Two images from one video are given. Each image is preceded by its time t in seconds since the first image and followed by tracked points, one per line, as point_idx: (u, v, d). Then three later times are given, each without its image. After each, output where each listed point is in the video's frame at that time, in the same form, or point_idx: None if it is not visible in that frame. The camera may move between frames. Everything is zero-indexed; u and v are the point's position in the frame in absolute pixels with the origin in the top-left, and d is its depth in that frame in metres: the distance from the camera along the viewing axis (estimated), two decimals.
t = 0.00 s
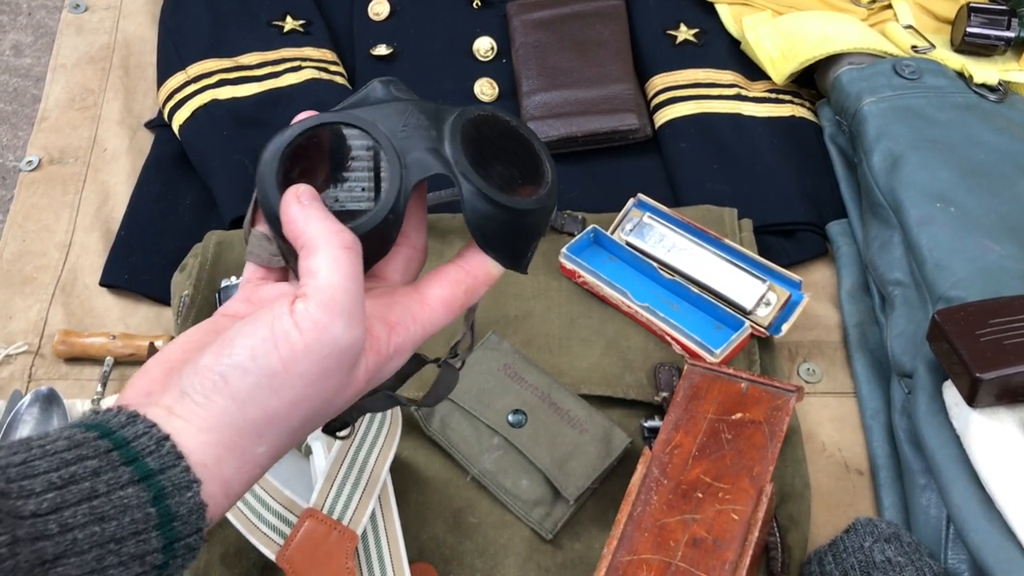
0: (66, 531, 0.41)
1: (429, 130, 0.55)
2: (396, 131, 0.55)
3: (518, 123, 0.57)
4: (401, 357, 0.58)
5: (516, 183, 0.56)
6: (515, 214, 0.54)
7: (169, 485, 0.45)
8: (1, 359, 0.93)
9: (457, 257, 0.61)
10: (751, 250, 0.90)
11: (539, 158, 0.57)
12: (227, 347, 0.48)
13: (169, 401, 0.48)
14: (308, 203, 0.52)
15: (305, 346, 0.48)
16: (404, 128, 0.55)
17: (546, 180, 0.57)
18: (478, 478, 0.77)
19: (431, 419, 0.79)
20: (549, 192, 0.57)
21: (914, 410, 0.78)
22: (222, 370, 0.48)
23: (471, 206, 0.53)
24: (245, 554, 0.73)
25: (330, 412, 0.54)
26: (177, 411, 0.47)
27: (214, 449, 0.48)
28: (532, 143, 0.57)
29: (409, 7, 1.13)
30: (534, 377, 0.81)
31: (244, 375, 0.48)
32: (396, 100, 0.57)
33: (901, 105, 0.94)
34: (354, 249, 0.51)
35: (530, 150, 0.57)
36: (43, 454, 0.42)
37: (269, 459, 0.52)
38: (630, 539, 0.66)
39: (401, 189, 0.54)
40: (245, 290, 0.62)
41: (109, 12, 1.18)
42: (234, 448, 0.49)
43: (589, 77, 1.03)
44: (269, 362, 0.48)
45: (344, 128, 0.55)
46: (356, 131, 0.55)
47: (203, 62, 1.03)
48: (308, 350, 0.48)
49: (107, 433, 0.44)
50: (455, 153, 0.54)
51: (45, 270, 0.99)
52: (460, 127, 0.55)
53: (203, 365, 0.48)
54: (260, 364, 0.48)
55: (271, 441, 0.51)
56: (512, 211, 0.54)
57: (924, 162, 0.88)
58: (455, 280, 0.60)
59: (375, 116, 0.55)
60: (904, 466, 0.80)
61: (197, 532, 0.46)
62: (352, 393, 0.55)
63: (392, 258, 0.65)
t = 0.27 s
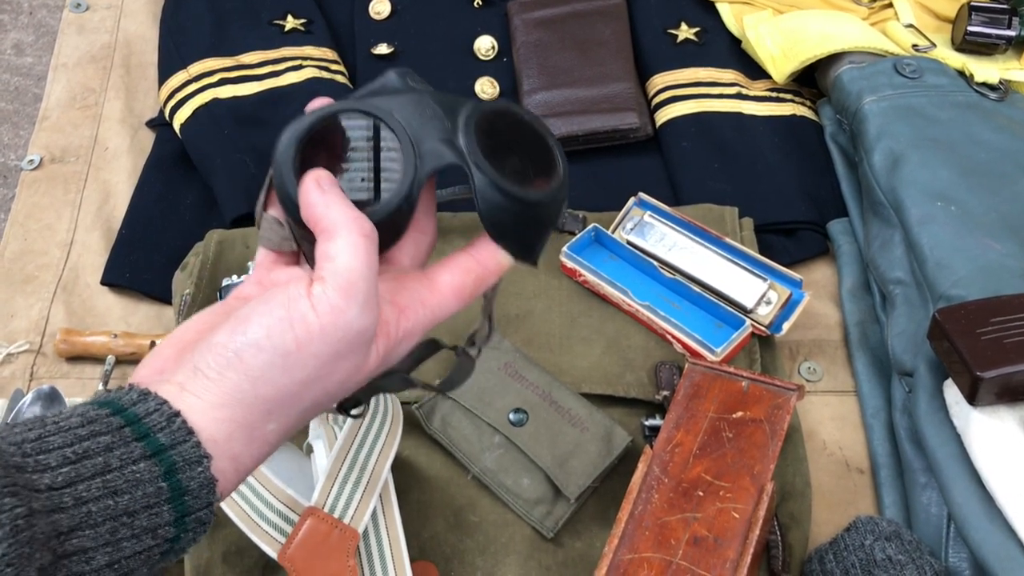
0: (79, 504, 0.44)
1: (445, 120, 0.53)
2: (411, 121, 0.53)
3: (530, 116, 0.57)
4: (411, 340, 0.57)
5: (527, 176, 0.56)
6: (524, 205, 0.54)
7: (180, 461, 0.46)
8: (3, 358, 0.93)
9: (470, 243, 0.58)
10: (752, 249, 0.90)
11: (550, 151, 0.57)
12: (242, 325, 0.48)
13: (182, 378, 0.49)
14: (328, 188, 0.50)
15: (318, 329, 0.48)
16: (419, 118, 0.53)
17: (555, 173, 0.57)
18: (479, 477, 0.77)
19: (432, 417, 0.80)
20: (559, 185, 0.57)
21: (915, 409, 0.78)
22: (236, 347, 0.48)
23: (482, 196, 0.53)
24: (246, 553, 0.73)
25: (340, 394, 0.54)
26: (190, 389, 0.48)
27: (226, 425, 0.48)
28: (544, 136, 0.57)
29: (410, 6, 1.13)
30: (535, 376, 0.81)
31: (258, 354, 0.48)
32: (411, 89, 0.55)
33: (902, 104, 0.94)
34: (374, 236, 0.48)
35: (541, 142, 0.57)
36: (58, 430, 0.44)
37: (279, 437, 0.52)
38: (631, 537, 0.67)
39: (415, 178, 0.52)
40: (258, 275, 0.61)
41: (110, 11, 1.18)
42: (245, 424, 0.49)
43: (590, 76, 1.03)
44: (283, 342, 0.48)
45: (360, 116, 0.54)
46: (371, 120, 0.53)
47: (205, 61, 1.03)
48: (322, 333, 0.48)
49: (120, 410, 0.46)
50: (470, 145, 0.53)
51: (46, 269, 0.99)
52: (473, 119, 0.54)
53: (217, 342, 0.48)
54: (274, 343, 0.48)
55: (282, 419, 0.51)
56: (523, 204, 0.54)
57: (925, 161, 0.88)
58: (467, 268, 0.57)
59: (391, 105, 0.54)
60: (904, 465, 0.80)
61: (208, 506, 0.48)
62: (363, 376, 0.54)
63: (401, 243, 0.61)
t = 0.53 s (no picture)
0: (33, 467, 0.44)
1: (439, 72, 0.55)
2: (404, 70, 0.54)
3: (529, 72, 0.58)
4: (393, 301, 0.60)
5: (522, 136, 0.57)
6: (519, 164, 0.55)
7: (141, 421, 0.47)
8: (3, 358, 0.93)
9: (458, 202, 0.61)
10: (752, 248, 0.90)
11: (547, 107, 0.58)
12: (212, 281, 0.50)
13: (145, 334, 0.50)
14: (313, 141, 0.53)
15: (290, 288, 0.50)
16: (412, 68, 0.55)
17: (554, 132, 0.58)
18: (479, 476, 0.77)
19: (432, 417, 0.80)
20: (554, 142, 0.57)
21: (915, 407, 0.78)
22: (202, 304, 0.50)
23: (473, 150, 0.54)
24: (247, 551, 0.73)
25: (315, 350, 0.56)
26: (153, 344, 0.50)
27: (189, 385, 0.50)
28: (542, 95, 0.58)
29: (410, 5, 1.13)
30: (535, 375, 0.81)
31: (225, 313, 0.50)
32: (404, 35, 0.56)
33: (902, 103, 0.94)
34: (356, 193, 0.52)
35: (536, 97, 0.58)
36: (13, 389, 0.44)
37: (250, 392, 0.54)
38: (631, 536, 0.67)
39: (406, 133, 0.54)
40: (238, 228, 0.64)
41: (111, 11, 1.18)
42: (210, 385, 0.51)
43: (591, 75, 1.03)
44: (252, 300, 0.50)
45: (352, 63, 0.55)
46: (363, 66, 0.55)
47: (205, 61, 1.03)
48: (295, 292, 0.50)
49: (78, 366, 0.47)
50: (464, 99, 0.54)
51: (47, 269, 0.99)
52: (469, 74, 0.55)
53: (185, 299, 0.50)
54: (241, 303, 0.50)
55: (248, 380, 0.53)
56: (518, 163, 0.55)
57: (924, 160, 0.88)
58: (454, 227, 0.60)
59: (383, 53, 0.55)
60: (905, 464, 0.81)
61: (172, 467, 0.48)
62: (338, 335, 0.57)
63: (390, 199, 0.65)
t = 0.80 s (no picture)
0: (46, 501, 0.36)
1: (469, 108, 0.52)
2: (435, 105, 0.52)
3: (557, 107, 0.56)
4: (415, 339, 0.55)
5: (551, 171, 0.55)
6: (547, 203, 0.53)
7: (158, 454, 0.39)
8: (4, 357, 0.93)
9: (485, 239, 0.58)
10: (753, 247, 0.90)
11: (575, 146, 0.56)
12: (234, 315, 0.45)
13: (165, 364, 0.44)
14: (343, 176, 0.50)
15: (318, 324, 0.46)
16: (443, 103, 0.52)
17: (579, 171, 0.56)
18: (480, 475, 0.77)
19: (433, 416, 0.80)
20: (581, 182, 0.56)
21: (915, 407, 0.78)
22: (224, 337, 0.45)
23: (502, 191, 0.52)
24: (247, 551, 0.73)
25: (331, 392, 0.52)
26: (172, 376, 0.43)
27: (208, 420, 0.44)
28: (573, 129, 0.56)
29: (410, 5, 1.13)
30: (536, 375, 0.81)
31: (247, 348, 0.45)
32: (435, 74, 0.54)
33: (902, 103, 0.94)
34: (388, 233, 0.49)
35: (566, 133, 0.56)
36: (28, 418, 0.36)
37: (263, 437, 0.49)
38: (632, 535, 0.67)
39: (435, 168, 0.51)
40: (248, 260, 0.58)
41: (111, 11, 1.18)
42: (228, 423, 0.45)
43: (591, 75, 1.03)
44: (277, 337, 0.46)
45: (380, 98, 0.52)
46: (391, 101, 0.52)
47: (206, 60, 1.03)
48: (321, 329, 0.47)
49: (94, 395, 0.38)
50: (495, 136, 0.52)
51: (47, 268, 0.99)
52: (498, 108, 0.52)
53: (205, 331, 0.45)
54: (264, 337, 0.45)
55: (269, 416, 0.48)
56: (545, 202, 0.53)
57: (925, 160, 0.88)
58: (479, 263, 0.56)
59: (413, 89, 0.53)
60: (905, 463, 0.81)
61: (188, 501, 0.41)
62: (358, 374, 0.52)
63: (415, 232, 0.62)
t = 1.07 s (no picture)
0: None
1: (491, 190, 0.53)
2: (457, 184, 0.53)
3: (577, 189, 0.57)
4: (419, 409, 0.58)
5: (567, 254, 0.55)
6: (562, 288, 0.54)
7: (156, 530, 0.42)
8: (4, 357, 0.93)
9: (494, 312, 0.60)
10: (752, 247, 0.90)
11: (594, 229, 0.56)
12: (244, 390, 0.46)
13: (168, 436, 0.45)
14: (360, 250, 0.50)
15: (325, 410, 0.47)
16: (466, 183, 0.53)
17: (597, 254, 0.56)
18: (479, 475, 0.78)
19: (433, 415, 0.79)
20: (599, 266, 0.56)
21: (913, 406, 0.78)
22: (231, 415, 0.46)
23: (517, 273, 0.53)
24: (248, 549, 0.73)
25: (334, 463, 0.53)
26: (175, 450, 0.44)
27: (208, 497, 0.45)
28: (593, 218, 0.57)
29: (409, 5, 1.13)
30: (535, 373, 0.80)
31: (253, 428, 0.46)
32: (461, 147, 0.55)
33: (901, 103, 0.94)
34: (400, 311, 0.49)
35: (588, 219, 0.56)
36: (26, 489, 0.39)
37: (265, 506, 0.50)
38: (631, 534, 0.67)
39: (452, 248, 0.52)
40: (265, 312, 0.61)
41: (111, 11, 1.18)
42: (230, 498, 0.46)
43: (591, 75, 1.03)
44: (284, 418, 0.47)
45: (406, 172, 0.53)
46: (415, 176, 0.53)
47: (206, 60, 1.03)
48: (328, 415, 0.47)
49: (95, 465, 0.41)
50: (514, 219, 0.52)
51: (48, 268, 0.99)
52: (524, 194, 0.53)
53: (213, 406, 0.46)
54: (273, 419, 0.46)
55: (267, 492, 0.49)
56: (561, 286, 0.53)
57: (923, 160, 0.88)
58: (487, 338, 0.59)
59: (438, 164, 0.53)
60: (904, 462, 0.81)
61: None
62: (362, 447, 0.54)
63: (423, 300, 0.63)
